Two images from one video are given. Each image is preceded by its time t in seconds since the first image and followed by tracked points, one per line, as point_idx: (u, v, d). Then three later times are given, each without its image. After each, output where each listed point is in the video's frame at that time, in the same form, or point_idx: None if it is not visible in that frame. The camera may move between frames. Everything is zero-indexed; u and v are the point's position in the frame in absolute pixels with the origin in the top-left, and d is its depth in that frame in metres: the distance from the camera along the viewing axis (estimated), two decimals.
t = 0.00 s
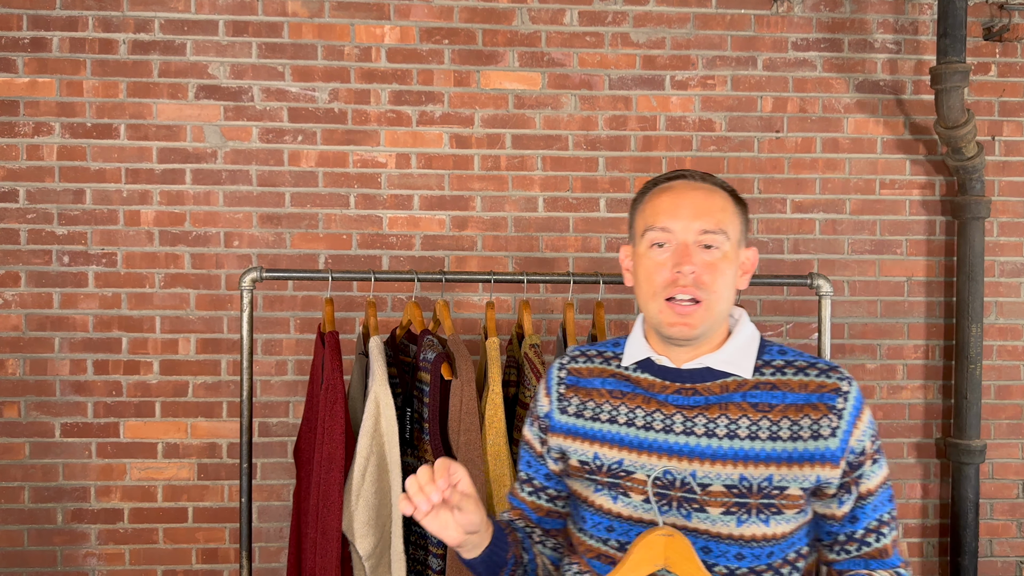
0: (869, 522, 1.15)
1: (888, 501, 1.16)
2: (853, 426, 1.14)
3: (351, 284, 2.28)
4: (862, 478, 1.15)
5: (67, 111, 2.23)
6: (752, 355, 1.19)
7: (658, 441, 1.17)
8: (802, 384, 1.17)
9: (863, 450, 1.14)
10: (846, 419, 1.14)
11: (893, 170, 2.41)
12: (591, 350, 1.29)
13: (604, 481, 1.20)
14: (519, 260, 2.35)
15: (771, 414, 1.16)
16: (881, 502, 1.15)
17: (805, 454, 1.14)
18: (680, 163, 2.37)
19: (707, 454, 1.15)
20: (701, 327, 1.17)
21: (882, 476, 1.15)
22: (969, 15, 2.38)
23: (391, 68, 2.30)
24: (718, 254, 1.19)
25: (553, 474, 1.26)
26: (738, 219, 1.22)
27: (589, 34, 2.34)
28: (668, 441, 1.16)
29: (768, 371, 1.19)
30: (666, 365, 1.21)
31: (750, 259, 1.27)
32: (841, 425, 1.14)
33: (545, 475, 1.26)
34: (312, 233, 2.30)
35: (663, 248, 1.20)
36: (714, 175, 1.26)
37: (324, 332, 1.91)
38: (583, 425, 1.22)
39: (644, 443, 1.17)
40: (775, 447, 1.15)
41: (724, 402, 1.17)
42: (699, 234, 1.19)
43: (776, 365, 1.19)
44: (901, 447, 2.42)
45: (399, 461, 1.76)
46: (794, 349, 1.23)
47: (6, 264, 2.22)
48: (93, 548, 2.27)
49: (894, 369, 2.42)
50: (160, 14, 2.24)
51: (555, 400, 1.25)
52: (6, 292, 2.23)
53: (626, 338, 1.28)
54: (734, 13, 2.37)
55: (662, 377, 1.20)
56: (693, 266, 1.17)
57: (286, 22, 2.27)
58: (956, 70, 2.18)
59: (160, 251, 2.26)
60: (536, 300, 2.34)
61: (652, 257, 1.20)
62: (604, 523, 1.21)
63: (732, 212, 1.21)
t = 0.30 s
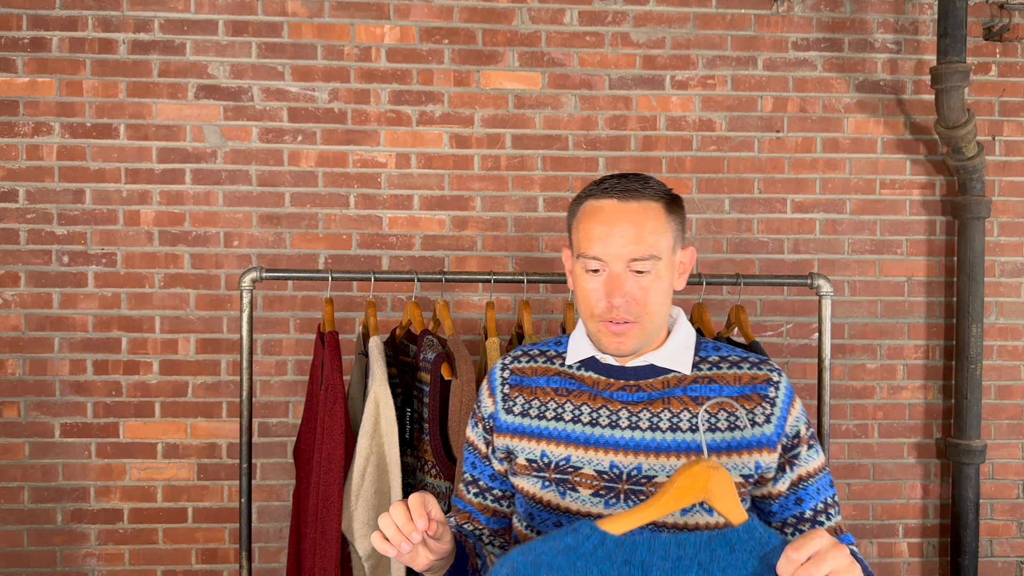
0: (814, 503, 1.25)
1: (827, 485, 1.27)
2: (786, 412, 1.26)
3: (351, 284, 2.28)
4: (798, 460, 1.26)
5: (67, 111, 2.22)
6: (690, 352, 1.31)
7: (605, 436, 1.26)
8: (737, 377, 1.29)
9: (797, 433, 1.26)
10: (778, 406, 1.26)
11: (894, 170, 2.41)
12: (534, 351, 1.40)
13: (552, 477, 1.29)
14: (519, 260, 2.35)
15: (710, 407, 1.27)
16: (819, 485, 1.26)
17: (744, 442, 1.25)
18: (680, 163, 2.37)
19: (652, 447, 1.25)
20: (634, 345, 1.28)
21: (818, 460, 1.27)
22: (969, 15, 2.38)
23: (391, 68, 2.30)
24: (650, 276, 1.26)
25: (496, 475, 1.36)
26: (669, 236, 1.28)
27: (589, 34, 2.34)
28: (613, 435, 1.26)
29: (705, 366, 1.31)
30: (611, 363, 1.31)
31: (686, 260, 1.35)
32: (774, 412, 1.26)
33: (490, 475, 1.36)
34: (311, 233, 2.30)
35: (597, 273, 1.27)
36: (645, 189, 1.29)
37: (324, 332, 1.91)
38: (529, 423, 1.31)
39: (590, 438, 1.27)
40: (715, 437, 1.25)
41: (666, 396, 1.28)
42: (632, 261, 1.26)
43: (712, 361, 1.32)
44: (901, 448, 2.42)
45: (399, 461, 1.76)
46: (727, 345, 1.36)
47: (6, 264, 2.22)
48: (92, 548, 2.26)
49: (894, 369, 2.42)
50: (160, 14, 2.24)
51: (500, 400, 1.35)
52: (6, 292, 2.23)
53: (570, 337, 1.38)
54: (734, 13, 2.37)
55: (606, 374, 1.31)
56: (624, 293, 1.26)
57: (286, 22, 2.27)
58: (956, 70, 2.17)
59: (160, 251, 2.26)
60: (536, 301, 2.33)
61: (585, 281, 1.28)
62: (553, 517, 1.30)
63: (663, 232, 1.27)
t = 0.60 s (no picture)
0: (783, 488, 1.31)
1: (794, 472, 1.33)
2: (751, 402, 1.34)
3: (351, 284, 2.27)
4: (763, 446, 1.34)
5: (67, 111, 2.22)
6: (657, 348, 1.36)
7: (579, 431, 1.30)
8: (702, 370, 1.36)
9: (761, 421, 1.34)
10: (743, 396, 1.34)
11: (894, 170, 2.41)
12: (506, 350, 1.43)
13: (527, 474, 1.32)
14: (519, 260, 2.35)
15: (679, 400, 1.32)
16: (786, 471, 1.32)
17: (712, 432, 1.32)
18: (680, 163, 2.37)
19: (623, 441, 1.29)
20: (607, 336, 1.31)
21: (783, 447, 1.34)
22: (969, 15, 2.38)
23: (391, 68, 2.29)
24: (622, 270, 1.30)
25: (472, 471, 1.36)
26: (637, 233, 1.33)
27: (589, 34, 2.34)
28: (586, 430, 1.30)
29: (672, 361, 1.37)
30: (581, 360, 1.36)
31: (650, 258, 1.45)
32: (739, 402, 1.33)
33: (465, 472, 1.36)
34: (311, 233, 2.30)
35: (570, 266, 1.30)
36: (613, 187, 1.34)
37: (323, 332, 1.90)
38: (504, 421, 1.34)
39: (564, 435, 1.31)
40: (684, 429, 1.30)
41: (636, 390, 1.33)
42: (604, 255, 1.30)
43: (679, 355, 1.38)
44: (901, 448, 2.42)
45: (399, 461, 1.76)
46: (692, 341, 1.44)
47: (6, 264, 2.22)
48: (92, 548, 2.26)
49: (894, 369, 2.41)
50: (160, 14, 2.24)
51: (474, 397, 1.37)
52: (6, 292, 2.23)
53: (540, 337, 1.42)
54: (734, 13, 2.37)
55: (577, 371, 1.35)
56: (598, 286, 1.29)
57: (286, 22, 2.27)
58: (956, 70, 2.17)
59: (160, 251, 2.26)
60: (537, 301, 2.33)
61: (560, 275, 1.31)
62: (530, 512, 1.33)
63: (633, 227, 1.32)
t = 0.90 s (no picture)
0: (770, 485, 1.34)
1: (780, 468, 1.36)
2: (738, 400, 1.36)
3: (351, 284, 2.27)
4: (750, 445, 1.36)
5: (67, 111, 2.22)
6: (647, 347, 1.37)
7: (568, 432, 1.31)
8: (690, 369, 1.36)
9: (748, 419, 1.36)
10: (730, 394, 1.35)
11: (894, 170, 2.41)
12: (494, 351, 1.42)
13: (517, 474, 1.33)
14: (519, 260, 2.35)
15: (668, 399, 1.32)
16: (772, 469, 1.35)
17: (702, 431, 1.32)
18: (680, 163, 2.37)
19: (613, 441, 1.30)
20: (603, 330, 1.30)
21: (768, 445, 1.36)
22: (969, 15, 2.38)
23: (391, 68, 2.29)
24: (618, 265, 1.31)
25: (458, 473, 1.37)
26: (632, 230, 1.34)
27: (589, 34, 2.34)
28: (577, 431, 1.31)
29: (660, 361, 1.37)
30: (571, 360, 1.36)
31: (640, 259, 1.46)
32: (727, 400, 1.34)
33: (451, 474, 1.37)
34: (311, 233, 2.29)
35: (566, 259, 1.31)
36: (608, 184, 1.36)
37: (323, 332, 1.90)
38: (493, 423, 1.33)
39: (554, 435, 1.31)
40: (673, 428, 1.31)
41: (625, 390, 1.33)
42: (602, 248, 1.30)
43: (667, 355, 1.38)
44: (901, 448, 2.42)
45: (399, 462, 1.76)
46: (679, 341, 1.43)
47: (6, 264, 2.22)
48: (93, 548, 2.26)
49: (894, 370, 2.41)
50: (160, 14, 2.24)
51: (462, 399, 1.36)
52: (6, 292, 2.22)
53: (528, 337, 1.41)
54: (734, 13, 2.37)
55: (566, 371, 1.35)
56: (596, 279, 1.29)
57: (286, 22, 2.27)
58: (956, 70, 2.17)
59: (160, 251, 2.26)
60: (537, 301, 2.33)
61: (557, 268, 1.31)
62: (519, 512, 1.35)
63: (628, 223, 1.33)
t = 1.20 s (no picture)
0: (761, 486, 1.37)
1: (770, 467, 1.38)
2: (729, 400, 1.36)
3: (351, 284, 2.27)
4: (742, 445, 1.36)
5: (66, 111, 2.22)
6: (638, 347, 1.37)
7: (560, 433, 1.30)
8: (682, 370, 1.36)
9: (740, 420, 1.36)
10: (722, 395, 1.35)
11: (894, 170, 2.41)
12: (486, 352, 1.42)
13: (510, 476, 1.33)
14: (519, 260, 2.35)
15: (660, 399, 1.33)
16: (763, 468, 1.37)
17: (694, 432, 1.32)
18: (680, 163, 2.37)
19: (605, 442, 1.30)
20: (597, 325, 1.30)
21: (759, 445, 1.38)
22: (969, 15, 2.38)
23: (391, 68, 2.29)
24: (611, 260, 1.31)
25: (449, 474, 1.36)
26: (624, 226, 1.35)
27: (589, 34, 2.34)
28: (569, 432, 1.30)
29: (652, 361, 1.37)
30: (563, 360, 1.36)
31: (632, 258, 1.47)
32: (719, 401, 1.34)
33: (441, 475, 1.36)
34: (311, 233, 2.29)
35: (559, 254, 1.31)
36: (599, 182, 1.37)
37: (323, 332, 1.90)
38: (485, 424, 1.33)
39: (546, 436, 1.31)
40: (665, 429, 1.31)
41: (617, 391, 1.33)
42: (594, 242, 1.31)
43: (659, 355, 1.38)
44: (901, 448, 2.42)
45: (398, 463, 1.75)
46: (670, 341, 1.44)
47: (6, 264, 2.22)
48: (93, 548, 2.26)
49: (894, 370, 2.41)
50: (160, 14, 2.24)
51: (454, 400, 1.36)
52: (6, 292, 2.22)
53: (521, 338, 1.41)
54: (734, 13, 2.37)
55: (558, 372, 1.35)
56: (589, 273, 1.29)
57: (286, 22, 2.27)
58: (956, 70, 2.17)
59: (160, 251, 2.26)
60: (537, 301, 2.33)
61: (551, 263, 1.31)
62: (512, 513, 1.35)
63: (620, 220, 1.34)
